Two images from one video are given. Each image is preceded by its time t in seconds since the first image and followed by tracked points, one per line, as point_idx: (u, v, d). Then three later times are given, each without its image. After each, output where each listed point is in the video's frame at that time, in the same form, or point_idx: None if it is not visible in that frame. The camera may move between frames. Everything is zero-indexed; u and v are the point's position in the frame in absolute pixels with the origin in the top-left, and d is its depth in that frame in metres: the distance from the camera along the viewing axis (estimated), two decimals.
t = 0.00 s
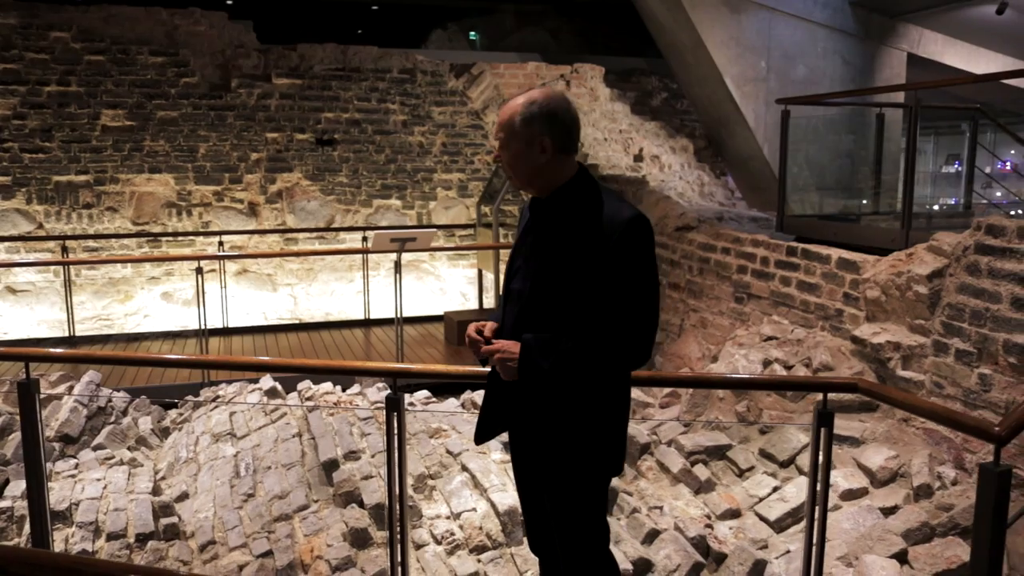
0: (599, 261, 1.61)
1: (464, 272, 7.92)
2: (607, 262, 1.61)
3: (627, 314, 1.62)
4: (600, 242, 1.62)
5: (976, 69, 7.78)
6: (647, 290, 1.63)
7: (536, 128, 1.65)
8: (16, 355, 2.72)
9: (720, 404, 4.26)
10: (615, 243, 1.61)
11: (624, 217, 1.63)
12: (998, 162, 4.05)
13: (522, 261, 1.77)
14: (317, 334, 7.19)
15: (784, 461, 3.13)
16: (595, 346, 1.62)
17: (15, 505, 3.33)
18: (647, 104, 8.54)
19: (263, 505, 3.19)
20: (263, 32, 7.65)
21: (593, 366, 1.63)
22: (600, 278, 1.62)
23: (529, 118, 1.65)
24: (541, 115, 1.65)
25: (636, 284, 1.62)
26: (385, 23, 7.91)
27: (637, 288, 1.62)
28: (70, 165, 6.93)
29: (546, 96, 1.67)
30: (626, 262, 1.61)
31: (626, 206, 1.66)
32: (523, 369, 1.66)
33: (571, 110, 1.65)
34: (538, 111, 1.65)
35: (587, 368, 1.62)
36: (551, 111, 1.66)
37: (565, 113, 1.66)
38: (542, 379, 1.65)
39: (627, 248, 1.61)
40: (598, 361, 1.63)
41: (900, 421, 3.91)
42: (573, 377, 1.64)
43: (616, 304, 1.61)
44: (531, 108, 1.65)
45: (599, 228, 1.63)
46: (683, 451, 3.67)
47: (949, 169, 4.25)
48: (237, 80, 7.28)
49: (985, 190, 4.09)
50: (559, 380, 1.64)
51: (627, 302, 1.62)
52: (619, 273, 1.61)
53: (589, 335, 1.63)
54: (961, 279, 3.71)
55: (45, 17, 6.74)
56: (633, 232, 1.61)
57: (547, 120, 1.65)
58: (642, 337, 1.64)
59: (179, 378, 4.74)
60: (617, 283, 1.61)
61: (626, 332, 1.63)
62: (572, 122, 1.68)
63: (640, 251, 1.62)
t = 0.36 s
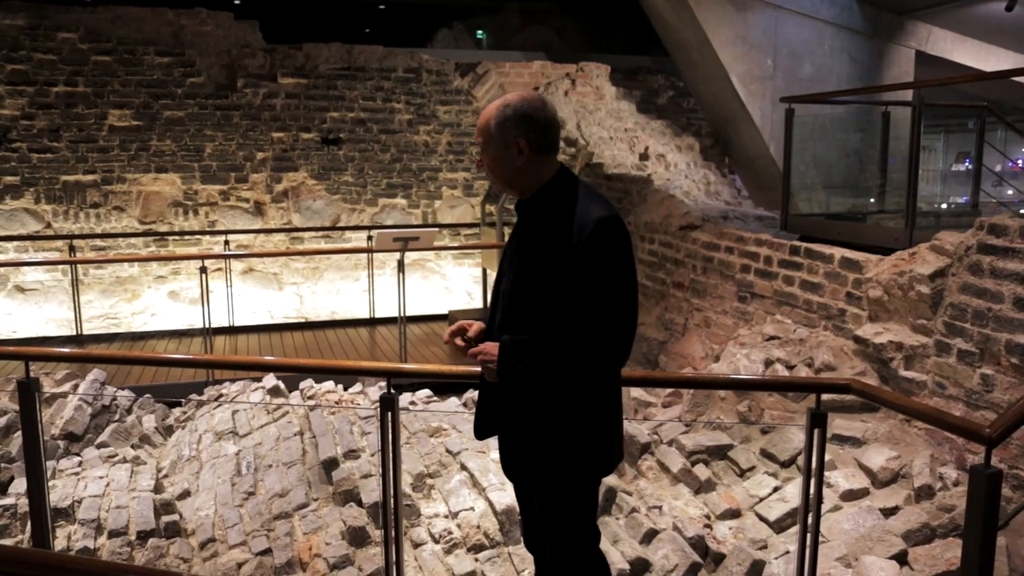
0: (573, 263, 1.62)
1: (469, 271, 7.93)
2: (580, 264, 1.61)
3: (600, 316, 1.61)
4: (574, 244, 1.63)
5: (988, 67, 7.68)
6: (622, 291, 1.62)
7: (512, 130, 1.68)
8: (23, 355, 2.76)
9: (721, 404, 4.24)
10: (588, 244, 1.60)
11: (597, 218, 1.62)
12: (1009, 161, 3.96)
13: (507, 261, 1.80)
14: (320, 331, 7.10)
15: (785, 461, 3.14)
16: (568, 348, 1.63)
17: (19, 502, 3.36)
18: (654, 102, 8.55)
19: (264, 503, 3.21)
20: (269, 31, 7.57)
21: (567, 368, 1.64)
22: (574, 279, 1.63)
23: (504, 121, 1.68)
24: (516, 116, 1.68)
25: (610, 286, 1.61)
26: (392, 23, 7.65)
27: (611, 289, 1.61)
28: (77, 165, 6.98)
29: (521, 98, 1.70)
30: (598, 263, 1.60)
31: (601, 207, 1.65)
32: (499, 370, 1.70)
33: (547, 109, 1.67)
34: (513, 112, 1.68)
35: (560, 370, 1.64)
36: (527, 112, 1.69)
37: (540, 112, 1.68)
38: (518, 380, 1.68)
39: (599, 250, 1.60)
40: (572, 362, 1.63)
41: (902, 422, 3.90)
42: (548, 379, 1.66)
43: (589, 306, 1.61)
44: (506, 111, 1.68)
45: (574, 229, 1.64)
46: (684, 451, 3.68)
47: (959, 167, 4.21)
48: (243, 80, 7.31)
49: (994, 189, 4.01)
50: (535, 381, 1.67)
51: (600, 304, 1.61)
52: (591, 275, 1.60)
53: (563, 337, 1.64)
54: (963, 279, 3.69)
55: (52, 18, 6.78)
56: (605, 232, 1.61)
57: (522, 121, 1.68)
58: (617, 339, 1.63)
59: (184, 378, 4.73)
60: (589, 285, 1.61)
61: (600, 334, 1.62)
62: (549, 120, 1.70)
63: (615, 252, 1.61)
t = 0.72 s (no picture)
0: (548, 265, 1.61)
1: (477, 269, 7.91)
2: (553, 266, 1.60)
3: (573, 320, 1.58)
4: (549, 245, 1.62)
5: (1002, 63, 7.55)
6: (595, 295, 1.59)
7: (493, 125, 1.68)
8: (31, 352, 2.80)
9: (724, 405, 4.19)
10: (561, 247, 1.60)
11: (572, 219, 1.61)
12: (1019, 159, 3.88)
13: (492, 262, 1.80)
14: (328, 329, 7.04)
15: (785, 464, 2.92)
16: (541, 351, 1.61)
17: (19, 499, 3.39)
18: (663, 100, 8.50)
19: (261, 501, 3.22)
20: (277, 30, 7.59)
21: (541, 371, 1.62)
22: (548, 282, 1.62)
23: (487, 116, 1.68)
24: (498, 112, 1.68)
25: (583, 289, 1.59)
26: (403, 23, 7.76)
27: (578, 290, 1.58)
28: (87, 163, 7.02)
29: (506, 96, 1.70)
30: (571, 266, 1.59)
31: (577, 209, 1.64)
32: (476, 371, 1.70)
33: (530, 106, 1.67)
34: (496, 109, 1.68)
35: (534, 373, 1.63)
36: (510, 108, 1.68)
37: (524, 110, 1.68)
38: (494, 382, 1.68)
39: (572, 252, 1.59)
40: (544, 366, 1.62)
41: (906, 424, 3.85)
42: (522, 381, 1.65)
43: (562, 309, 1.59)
44: (490, 106, 1.68)
45: (549, 231, 1.63)
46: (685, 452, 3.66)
47: (975, 164, 4.13)
48: (251, 79, 7.33)
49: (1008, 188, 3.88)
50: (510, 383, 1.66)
51: (573, 308, 1.59)
52: (564, 277, 1.59)
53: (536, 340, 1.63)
54: (968, 279, 3.65)
55: (62, 17, 6.82)
56: (577, 234, 1.59)
57: (505, 117, 1.68)
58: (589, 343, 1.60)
59: (190, 375, 4.77)
60: (562, 288, 1.60)
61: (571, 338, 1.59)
62: (533, 118, 1.70)
63: (588, 255, 1.59)
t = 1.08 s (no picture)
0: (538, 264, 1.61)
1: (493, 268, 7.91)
2: (544, 265, 1.60)
3: (564, 320, 1.58)
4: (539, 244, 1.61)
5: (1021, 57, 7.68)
6: (585, 294, 1.59)
7: (476, 129, 1.66)
8: (54, 350, 2.88)
9: (734, 406, 4.14)
10: (551, 246, 1.59)
11: (561, 218, 1.60)
12: None
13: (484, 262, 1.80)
14: (342, 329, 7.06)
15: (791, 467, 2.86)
16: (531, 352, 1.60)
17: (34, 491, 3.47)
18: (681, 100, 8.46)
19: (267, 498, 3.25)
20: (295, 30, 7.71)
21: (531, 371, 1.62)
22: (538, 282, 1.62)
23: (470, 120, 1.67)
24: (480, 116, 1.66)
25: (573, 288, 1.58)
26: (422, 22, 7.88)
27: (569, 289, 1.58)
28: (108, 162, 7.10)
29: (489, 98, 1.68)
30: (561, 264, 1.58)
31: (567, 208, 1.63)
32: (467, 371, 1.69)
33: (512, 109, 1.64)
34: (478, 114, 1.66)
35: (525, 373, 1.62)
36: (493, 111, 1.66)
37: (505, 113, 1.65)
38: (485, 382, 1.67)
39: (562, 251, 1.58)
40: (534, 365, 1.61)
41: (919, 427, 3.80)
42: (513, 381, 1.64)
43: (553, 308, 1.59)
44: (472, 110, 1.67)
45: (539, 231, 1.63)
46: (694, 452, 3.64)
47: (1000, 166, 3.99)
48: (268, 79, 7.38)
49: None
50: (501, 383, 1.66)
51: (563, 307, 1.58)
52: (555, 276, 1.59)
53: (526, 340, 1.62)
54: (982, 281, 3.60)
55: (84, 19, 6.92)
56: (567, 233, 1.59)
57: (487, 121, 1.66)
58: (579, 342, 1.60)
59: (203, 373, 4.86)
60: (552, 287, 1.59)
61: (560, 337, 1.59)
62: (516, 119, 1.67)
63: (578, 255, 1.59)
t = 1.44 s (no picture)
0: (534, 262, 1.62)
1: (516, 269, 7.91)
2: (539, 262, 1.61)
3: (559, 317, 1.59)
4: (535, 242, 1.63)
5: None
6: (580, 292, 1.59)
7: (468, 138, 1.69)
8: (78, 347, 2.93)
9: (750, 409, 4.10)
10: (546, 244, 1.60)
11: (556, 218, 1.61)
12: None
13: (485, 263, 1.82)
14: (363, 326, 7.10)
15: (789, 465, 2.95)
16: (527, 348, 1.61)
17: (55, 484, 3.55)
18: (707, 100, 8.41)
19: (281, 494, 3.29)
20: (319, 29, 7.66)
21: (527, 368, 1.62)
22: (534, 279, 1.62)
23: (464, 129, 1.69)
24: (474, 124, 1.68)
25: (568, 285, 1.59)
26: (446, 23, 7.76)
27: (563, 287, 1.58)
28: (136, 161, 7.23)
29: (481, 105, 1.69)
30: (556, 262, 1.59)
31: (562, 208, 1.64)
32: (465, 370, 1.70)
33: (500, 115, 1.65)
34: (472, 122, 1.68)
35: (520, 370, 1.63)
36: (484, 118, 1.68)
37: (497, 120, 1.67)
38: (482, 381, 1.68)
39: (557, 249, 1.59)
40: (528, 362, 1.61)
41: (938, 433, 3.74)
42: (508, 378, 1.65)
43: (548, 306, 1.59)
44: (464, 120, 1.69)
45: (535, 229, 1.64)
46: (707, 455, 3.62)
47: None
48: (293, 79, 7.43)
49: None
50: (497, 380, 1.67)
51: (558, 304, 1.59)
52: (549, 271, 1.59)
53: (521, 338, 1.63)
54: (1004, 285, 3.54)
55: (114, 21, 7.02)
56: (562, 231, 1.60)
57: (479, 128, 1.68)
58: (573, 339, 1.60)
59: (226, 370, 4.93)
60: (547, 285, 1.60)
61: (553, 333, 1.60)
62: (507, 125, 1.68)
63: (570, 252, 1.59)
